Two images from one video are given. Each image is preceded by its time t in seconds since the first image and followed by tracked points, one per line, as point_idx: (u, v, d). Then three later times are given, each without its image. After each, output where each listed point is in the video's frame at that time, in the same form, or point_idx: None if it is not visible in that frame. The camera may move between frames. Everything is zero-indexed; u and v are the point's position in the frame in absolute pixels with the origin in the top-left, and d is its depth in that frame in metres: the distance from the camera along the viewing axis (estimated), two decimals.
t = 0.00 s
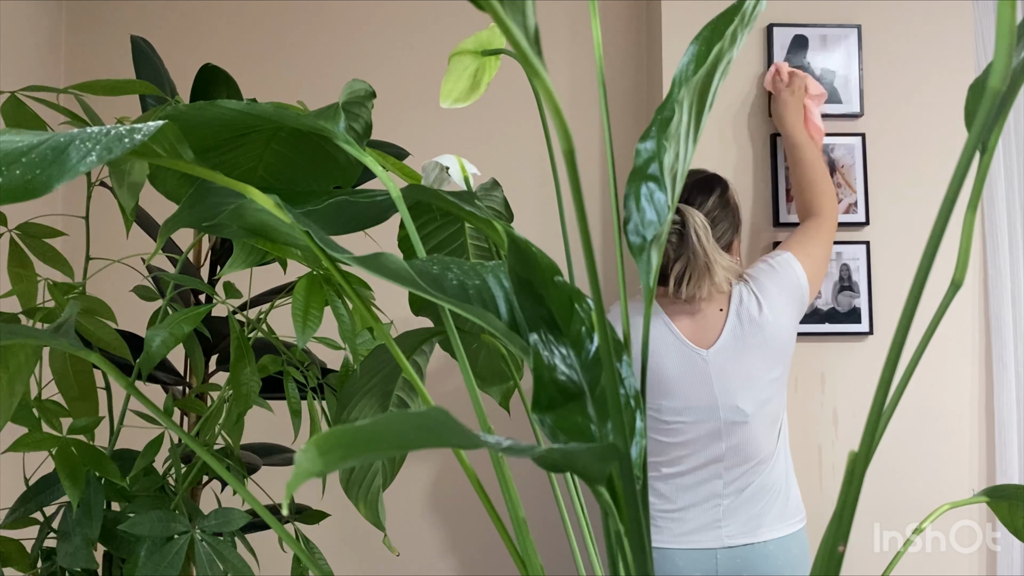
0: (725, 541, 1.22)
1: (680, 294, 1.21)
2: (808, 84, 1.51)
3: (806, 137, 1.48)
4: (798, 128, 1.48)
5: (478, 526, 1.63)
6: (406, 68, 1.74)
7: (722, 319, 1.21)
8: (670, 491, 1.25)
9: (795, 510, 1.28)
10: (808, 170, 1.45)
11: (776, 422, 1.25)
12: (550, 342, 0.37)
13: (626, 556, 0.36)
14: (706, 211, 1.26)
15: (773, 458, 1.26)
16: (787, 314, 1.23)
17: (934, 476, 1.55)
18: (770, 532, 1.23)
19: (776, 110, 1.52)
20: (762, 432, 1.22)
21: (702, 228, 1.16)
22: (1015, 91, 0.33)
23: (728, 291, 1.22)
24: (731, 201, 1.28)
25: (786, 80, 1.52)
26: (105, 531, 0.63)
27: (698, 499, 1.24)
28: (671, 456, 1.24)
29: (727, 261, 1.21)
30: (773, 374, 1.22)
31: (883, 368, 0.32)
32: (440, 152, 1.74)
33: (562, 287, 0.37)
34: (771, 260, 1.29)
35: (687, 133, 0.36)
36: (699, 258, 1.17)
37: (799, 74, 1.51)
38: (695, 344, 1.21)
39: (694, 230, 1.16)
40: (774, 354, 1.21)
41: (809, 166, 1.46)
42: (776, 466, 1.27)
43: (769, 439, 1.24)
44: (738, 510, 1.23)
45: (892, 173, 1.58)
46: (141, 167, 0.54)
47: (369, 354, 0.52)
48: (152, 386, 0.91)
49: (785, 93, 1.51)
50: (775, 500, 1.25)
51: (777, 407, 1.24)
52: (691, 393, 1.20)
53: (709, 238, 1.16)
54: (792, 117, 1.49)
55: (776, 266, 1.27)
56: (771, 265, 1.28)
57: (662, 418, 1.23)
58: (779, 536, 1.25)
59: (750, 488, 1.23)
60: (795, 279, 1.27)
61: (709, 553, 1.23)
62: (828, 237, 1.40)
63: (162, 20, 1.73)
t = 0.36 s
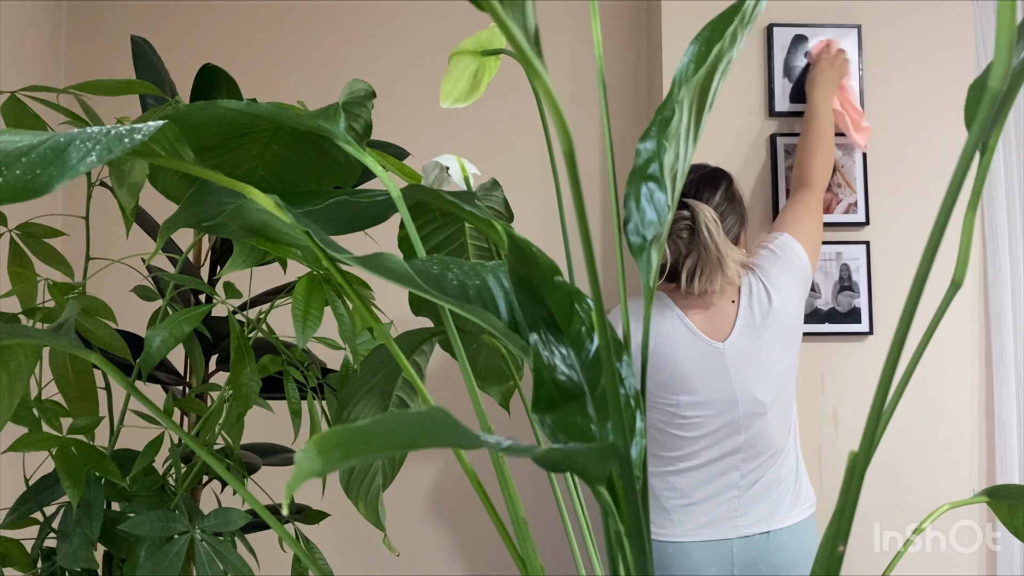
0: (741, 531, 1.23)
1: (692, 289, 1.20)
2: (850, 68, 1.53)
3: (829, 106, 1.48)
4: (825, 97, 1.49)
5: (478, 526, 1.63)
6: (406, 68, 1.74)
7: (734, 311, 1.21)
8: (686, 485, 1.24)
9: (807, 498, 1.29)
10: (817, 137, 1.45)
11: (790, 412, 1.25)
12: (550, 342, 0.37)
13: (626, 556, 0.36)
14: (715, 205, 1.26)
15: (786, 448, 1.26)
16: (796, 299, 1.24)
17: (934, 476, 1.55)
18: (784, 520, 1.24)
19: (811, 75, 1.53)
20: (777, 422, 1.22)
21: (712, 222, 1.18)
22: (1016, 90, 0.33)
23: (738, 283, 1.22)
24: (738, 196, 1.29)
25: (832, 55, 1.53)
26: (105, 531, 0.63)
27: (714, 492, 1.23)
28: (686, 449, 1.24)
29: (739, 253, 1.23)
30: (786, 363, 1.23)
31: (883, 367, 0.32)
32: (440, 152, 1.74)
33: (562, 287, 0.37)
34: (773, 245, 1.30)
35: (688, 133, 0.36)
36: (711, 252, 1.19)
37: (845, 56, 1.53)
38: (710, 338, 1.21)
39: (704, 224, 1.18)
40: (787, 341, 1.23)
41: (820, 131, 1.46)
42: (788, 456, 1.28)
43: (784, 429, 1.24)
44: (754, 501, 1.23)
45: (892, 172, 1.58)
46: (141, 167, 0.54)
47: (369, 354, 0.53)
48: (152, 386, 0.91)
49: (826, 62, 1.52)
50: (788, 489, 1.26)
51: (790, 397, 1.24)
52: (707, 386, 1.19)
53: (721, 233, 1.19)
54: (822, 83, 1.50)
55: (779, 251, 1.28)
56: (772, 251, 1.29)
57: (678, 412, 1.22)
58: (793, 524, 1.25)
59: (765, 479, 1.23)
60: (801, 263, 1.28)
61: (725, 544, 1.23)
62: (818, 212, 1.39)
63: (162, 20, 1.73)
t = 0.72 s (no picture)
0: (747, 523, 1.23)
1: (701, 284, 1.20)
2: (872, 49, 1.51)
3: (842, 88, 1.49)
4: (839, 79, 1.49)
5: (478, 526, 1.63)
6: (406, 68, 1.74)
7: (741, 300, 1.22)
8: (693, 475, 1.24)
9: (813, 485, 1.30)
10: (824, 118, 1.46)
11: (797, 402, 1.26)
12: (550, 342, 0.37)
13: (626, 556, 0.36)
14: (718, 199, 1.26)
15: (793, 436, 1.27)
16: (797, 283, 1.26)
17: (934, 476, 1.55)
18: (792, 507, 1.24)
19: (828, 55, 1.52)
20: (786, 411, 1.22)
21: (719, 217, 1.18)
22: (1016, 90, 0.33)
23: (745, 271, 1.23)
24: (739, 188, 1.29)
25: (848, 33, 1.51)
26: (105, 531, 0.63)
27: (722, 481, 1.23)
28: (694, 440, 1.24)
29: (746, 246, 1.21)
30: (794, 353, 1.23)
31: (884, 367, 0.32)
32: (440, 152, 1.74)
33: (562, 287, 0.37)
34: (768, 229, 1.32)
35: (688, 132, 0.36)
36: (719, 248, 1.18)
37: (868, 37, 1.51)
38: (720, 327, 1.21)
39: (711, 219, 1.18)
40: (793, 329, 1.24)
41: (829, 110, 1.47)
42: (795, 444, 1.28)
43: (792, 418, 1.24)
44: (761, 491, 1.23)
45: (892, 172, 1.58)
46: (142, 167, 0.54)
47: (369, 354, 0.53)
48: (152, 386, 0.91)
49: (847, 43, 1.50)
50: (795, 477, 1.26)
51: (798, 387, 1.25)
52: (718, 376, 1.19)
53: (728, 228, 1.18)
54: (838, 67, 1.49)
55: (775, 236, 1.31)
56: (769, 236, 1.31)
57: (687, 402, 1.22)
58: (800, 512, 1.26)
59: (773, 468, 1.24)
60: (801, 249, 1.30)
61: (732, 532, 1.23)
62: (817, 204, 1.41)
63: (162, 20, 1.73)
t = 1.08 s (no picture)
0: (763, 513, 1.22)
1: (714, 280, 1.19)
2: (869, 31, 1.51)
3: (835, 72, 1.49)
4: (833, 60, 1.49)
5: (478, 526, 1.63)
6: (406, 69, 1.74)
7: (748, 288, 1.24)
8: (707, 467, 1.24)
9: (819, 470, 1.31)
10: (814, 100, 1.47)
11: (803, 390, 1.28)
12: (550, 342, 0.37)
13: (626, 556, 0.36)
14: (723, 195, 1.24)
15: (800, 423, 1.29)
16: (792, 267, 1.30)
17: (934, 476, 1.55)
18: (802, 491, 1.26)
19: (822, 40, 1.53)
20: (794, 398, 1.24)
21: (728, 213, 1.17)
22: (1015, 91, 0.33)
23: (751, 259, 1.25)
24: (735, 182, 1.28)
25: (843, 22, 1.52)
26: (105, 531, 0.63)
27: (736, 470, 1.23)
28: (707, 430, 1.24)
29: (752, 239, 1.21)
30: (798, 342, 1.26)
31: (883, 368, 0.32)
32: (440, 152, 1.74)
33: (562, 287, 0.37)
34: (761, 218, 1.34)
35: (687, 133, 0.36)
36: (729, 242, 1.18)
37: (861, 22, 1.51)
38: (729, 318, 1.21)
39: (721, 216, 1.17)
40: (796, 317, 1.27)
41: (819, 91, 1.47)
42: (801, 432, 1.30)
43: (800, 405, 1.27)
44: (774, 478, 1.24)
45: (891, 172, 1.58)
46: (142, 167, 0.54)
47: (369, 354, 0.53)
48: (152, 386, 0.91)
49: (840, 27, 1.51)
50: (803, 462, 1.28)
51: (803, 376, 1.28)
52: (731, 365, 1.20)
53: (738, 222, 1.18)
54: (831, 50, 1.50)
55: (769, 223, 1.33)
56: (763, 224, 1.33)
57: (700, 393, 1.22)
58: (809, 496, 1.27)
59: (784, 453, 1.25)
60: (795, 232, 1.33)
61: (747, 520, 1.22)
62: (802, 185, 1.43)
63: (162, 20, 1.73)
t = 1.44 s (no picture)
0: (764, 517, 1.22)
1: (703, 282, 1.21)
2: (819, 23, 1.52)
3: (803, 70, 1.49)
4: (799, 57, 1.48)
5: (478, 527, 1.63)
6: (406, 69, 1.74)
7: (744, 292, 1.24)
8: (708, 471, 1.24)
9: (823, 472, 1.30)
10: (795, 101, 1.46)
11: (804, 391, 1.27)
12: (550, 342, 0.37)
13: (626, 556, 0.36)
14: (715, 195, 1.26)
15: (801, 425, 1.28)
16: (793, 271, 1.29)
17: (934, 476, 1.54)
18: (804, 493, 1.25)
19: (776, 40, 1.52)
20: (794, 401, 1.24)
21: (718, 213, 1.18)
22: (1016, 90, 0.33)
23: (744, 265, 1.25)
24: (730, 182, 1.29)
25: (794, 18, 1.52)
26: (105, 531, 0.63)
27: (736, 473, 1.23)
28: (706, 434, 1.24)
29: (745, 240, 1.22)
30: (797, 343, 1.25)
31: (883, 368, 0.32)
32: (440, 152, 1.74)
33: (562, 287, 0.37)
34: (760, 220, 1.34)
35: (688, 133, 0.36)
36: (720, 243, 1.19)
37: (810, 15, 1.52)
38: (724, 321, 1.21)
39: (711, 216, 1.17)
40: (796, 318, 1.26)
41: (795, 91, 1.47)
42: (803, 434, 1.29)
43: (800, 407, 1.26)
44: (775, 482, 1.23)
45: (891, 172, 1.58)
46: (142, 166, 0.54)
47: (369, 354, 0.53)
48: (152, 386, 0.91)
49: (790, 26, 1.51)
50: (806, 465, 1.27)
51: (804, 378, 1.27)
52: (728, 370, 1.19)
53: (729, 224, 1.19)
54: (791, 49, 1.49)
55: (767, 225, 1.32)
56: (761, 226, 1.32)
57: (698, 397, 1.22)
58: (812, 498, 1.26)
59: (785, 458, 1.24)
60: (794, 236, 1.32)
61: (749, 523, 1.22)
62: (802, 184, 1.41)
63: (163, 20, 1.73)
